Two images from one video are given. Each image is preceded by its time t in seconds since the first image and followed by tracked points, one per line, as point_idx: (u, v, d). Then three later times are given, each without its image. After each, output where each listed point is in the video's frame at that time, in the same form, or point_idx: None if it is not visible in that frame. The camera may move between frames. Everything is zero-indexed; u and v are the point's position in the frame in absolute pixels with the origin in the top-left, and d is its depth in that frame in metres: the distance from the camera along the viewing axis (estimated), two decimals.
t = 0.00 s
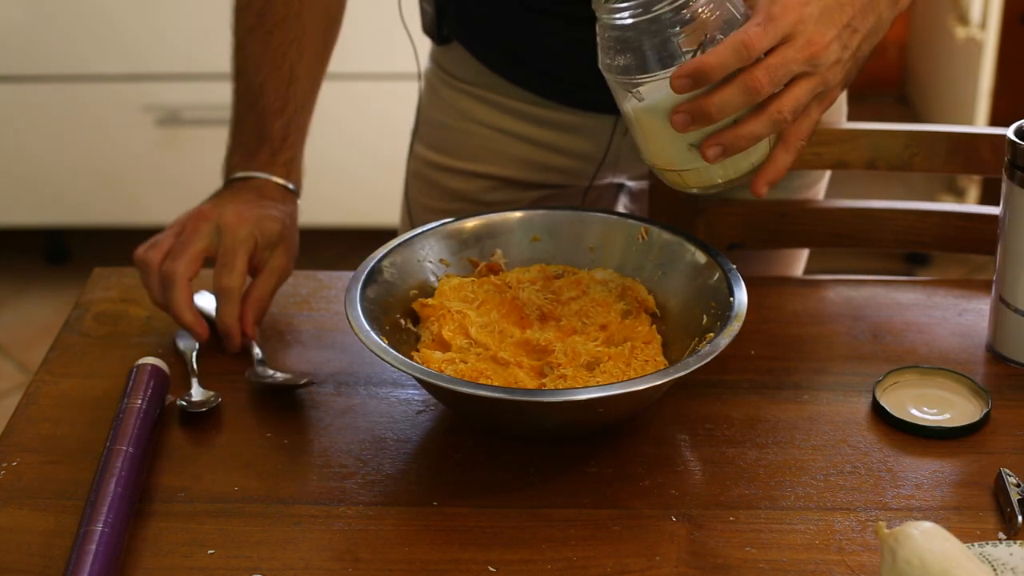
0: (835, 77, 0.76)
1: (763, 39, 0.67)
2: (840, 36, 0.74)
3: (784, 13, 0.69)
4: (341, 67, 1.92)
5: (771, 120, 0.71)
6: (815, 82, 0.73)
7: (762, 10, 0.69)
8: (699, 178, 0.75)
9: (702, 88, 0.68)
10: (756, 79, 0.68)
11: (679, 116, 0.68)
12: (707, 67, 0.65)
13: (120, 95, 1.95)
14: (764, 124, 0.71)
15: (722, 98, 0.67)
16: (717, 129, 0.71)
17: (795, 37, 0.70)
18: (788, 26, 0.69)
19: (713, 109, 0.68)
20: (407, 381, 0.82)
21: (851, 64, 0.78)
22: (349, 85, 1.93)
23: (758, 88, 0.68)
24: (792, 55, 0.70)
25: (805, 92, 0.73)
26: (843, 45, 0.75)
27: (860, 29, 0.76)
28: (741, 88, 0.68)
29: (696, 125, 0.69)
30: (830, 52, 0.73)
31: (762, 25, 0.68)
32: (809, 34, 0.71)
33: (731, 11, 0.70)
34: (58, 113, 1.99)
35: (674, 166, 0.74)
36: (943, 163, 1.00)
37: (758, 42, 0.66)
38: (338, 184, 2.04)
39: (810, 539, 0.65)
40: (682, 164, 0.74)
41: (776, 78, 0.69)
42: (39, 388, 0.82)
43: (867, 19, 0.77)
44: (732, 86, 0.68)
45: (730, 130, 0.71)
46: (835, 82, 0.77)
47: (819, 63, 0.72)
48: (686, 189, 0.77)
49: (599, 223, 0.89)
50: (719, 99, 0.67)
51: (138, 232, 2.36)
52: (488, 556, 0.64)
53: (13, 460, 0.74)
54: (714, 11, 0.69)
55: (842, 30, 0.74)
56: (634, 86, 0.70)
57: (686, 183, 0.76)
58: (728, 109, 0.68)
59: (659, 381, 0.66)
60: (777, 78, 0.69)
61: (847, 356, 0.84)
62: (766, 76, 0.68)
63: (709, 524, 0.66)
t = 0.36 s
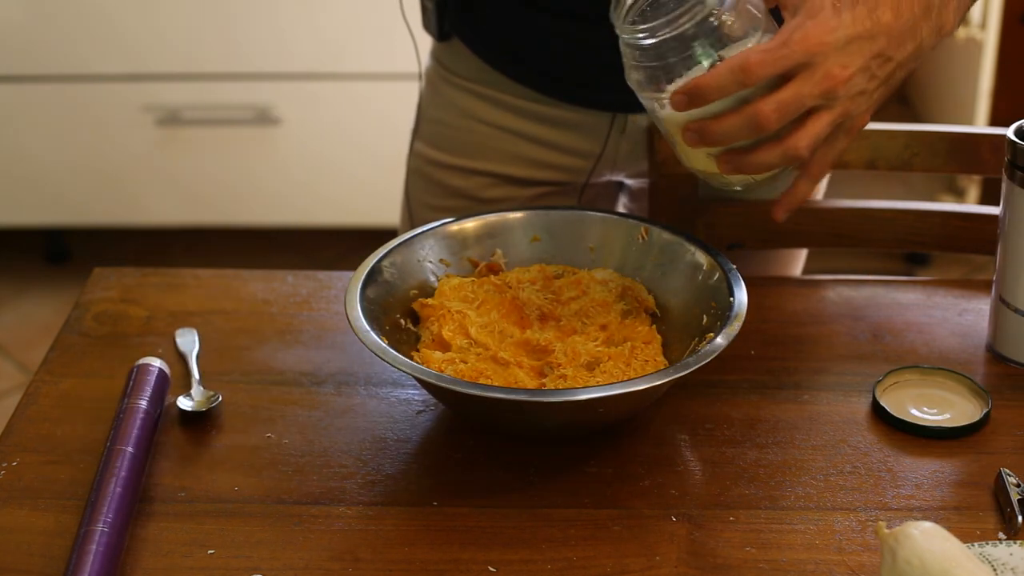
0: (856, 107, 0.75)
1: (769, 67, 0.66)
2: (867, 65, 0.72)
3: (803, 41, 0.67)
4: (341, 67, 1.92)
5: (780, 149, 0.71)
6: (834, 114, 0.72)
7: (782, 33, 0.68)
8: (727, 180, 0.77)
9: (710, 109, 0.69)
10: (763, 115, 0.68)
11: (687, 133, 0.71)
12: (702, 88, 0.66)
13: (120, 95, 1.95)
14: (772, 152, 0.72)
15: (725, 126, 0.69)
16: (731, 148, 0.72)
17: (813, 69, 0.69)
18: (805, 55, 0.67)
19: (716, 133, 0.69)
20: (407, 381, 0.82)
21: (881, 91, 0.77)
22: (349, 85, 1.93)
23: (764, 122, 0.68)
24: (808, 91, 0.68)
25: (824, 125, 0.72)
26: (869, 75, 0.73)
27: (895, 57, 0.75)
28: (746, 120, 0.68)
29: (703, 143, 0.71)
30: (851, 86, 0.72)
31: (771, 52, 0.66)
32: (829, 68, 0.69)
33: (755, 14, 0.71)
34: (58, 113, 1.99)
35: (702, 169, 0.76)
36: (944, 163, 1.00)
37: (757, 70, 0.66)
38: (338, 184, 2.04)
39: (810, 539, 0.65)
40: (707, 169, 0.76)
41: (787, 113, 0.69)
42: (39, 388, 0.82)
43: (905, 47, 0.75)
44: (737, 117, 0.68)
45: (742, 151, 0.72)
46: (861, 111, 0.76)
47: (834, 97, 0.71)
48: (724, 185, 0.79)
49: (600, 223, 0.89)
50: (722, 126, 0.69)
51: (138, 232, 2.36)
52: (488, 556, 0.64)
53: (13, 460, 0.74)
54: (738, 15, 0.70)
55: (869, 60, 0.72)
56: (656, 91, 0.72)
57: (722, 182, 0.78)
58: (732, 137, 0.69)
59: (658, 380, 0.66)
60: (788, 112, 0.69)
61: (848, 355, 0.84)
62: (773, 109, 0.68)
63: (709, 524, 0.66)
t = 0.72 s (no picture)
0: (853, 73, 0.73)
1: (759, 24, 0.64)
2: (867, 33, 0.71)
3: None
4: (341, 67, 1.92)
5: (769, 109, 0.69)
6: (829, 77, 0.71)
7: None
8: (723, 138, 0.75)
9: (699, 61, 0.67)
10: (752, 69, 0.66)
11: (676, 83, 0.68)
12: (691, 35, 0.64)
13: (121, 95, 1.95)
14: (762, 110, 0.69)
15: (714, 78, 0.67)
16: (722, 102, 0.70)
17: (808, 29, 0.67)
18: (801, 14, 0.65)
19: (704, 86, 0.67)
20: (407, 381, 0.82)
21: (879, 60, 0.75)
22: (349, 85, 1.93)
23: (753, 77, 0.66)
24: (800, 49, 0.67)
25: (816, 87, 0.70)
26: (868, 43, 0.71)
27: (897, 28, 0.73)
28: (735, 75, 0.66)
29: (691, 96, 0.69)
30: (846, 51, 0.70)
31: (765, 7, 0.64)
32: (824, 30, 0.67)
33: None
34: (58, 113, 1.99)
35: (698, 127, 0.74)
36: (944, 163, 1.00)
37: (748, 25, 0.64)
38: (338, 184, 2.04)
39: (810, 539, 0.65)
40: (701, 126, 0.74)
41: (778, 71, 0.67)
42: (39, 388, 0.82)
43: (907, 19, 0.74)
44: (726, 70, 0.66)
45: (733, 107, 0.70)
46: (858, 78, 0.74)
47: (828, 60, 0.69)
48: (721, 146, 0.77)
49: (600, 223, 0.89)
50: (711, 80, 0.67)
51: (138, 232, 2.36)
52: (488, 556, 0.64)
53: (13, 460, 0.74)
54: None
55: (869, 28, 0.71)
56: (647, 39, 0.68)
57: (718, 141, 0.75)
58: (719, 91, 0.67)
59: (658, 381, 0.66)
60: (779, 70, 0.67)
61: (847, 355, 0.84)
62: (763, 64, 0.66)
63: (709, 524, 0.66)
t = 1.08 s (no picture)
0: (849, 59, 0.73)
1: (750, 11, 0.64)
2: (862, 17, 0.71)
3: None
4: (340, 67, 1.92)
5: (768, 99, 0.69)
6: (825, 63, 0.71)
7: None
8: (724, 135, 0.74)
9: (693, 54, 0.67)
10: (748, 59, 0.66)
11: (674, 80, 0.68)
12: (684, 27, 0.64)
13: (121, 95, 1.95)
14: (759, 100, 0.69)
15: (710, 71, 0.66)
16: (721, 96, 0.70)
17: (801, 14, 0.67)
18: None
19: (700, 81, 0.67)
20: (407, 381, 0.82)
21: (875, 45, 0.75)
22: (349, 85, 1.93)
23: (749, 66, 0.66)
24: (794, 35, 0.67)
25: (812, 74, 0.70)
26: (862, 27, 0.72)
27: (891, 12, 0.74)
28: (731, 65, 0.66)
29: (689, 91, 0.68)
30: (842, 35, 0.70)
31: None
32: (818, 14, 0.67)
33: None
34: (58, 113, 1.99)
35: (697, 126, 0.74)
36: (943, 163, 1.00)
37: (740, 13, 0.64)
38: (338, 184, 2.04)
39: (810, 539, 0.65)
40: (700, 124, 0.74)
41: (773, 58, 0.67)
42: (39, 388, 0.82)
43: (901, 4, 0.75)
44: (722, 61, 0.66)
45: (732, 100, 0.70)
46: (854, 64, 0.74)
47: (824, 45, 0.69)
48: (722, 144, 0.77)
49: (600, 223, 0.89)
50: (707, 73, 0.66)
51: (138, 232, 2.36)
52: (488, 556, 0.64)
53: (13, 460, 0.74)
54: None
55: (863, 12, 0.71)
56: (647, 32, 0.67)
57: (721, 140, 0.75)
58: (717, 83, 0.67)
59: (658, 381, 0.66)
60: (774, 57, 0.67)
61: (847, 355, 0.84)
62: (758, 52, 0.66)
63: (709, 524, 0.66)
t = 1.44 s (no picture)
0: (839, 46, 0.73)
1: None
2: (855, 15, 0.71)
3: None
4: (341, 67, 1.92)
5: (767, 82, 0.67)
6: (816, 48, 0.71)
7: None
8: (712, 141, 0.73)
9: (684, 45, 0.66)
10: (739, 39, 0.65)
11: (665, 72, 0.66)
12: (674, 14, 0.63)
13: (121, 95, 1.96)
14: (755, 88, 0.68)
15: (703, 56, 0.65)
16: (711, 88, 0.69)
17: None
18: None
19: (694, 68, 0.65)
20: (407, 381, 0.82)
21: (862, 34, 0.76)
22: (349, 85, 1.93)
23: (742, 47, 0.65)
24: (784, 17, 0.67)
25: (803, 58, 0.70)
26: (849, 13, 0.73)
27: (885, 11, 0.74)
28: (723, 48, 0.65)
29: (683, 83, 0.67)
30: (830, 19, 0.71)
31: None
32: None
33: None
34: (58, 113, 1.99)
35: (684, 128, 0.72)
36: (944, 163, 1.00)
37: None
38: (338, 184, 2.04)
39: (810, 539, 0.65)
40: (688, 124, 0.72)
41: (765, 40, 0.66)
42: (39, 388, 0.82)
43: None
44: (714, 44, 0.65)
45: (725, 89, 0.68)
46: (841, 53, 0.74)
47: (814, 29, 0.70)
48: (711, 152, 0.74)
49: (600, 223, 0.89)
50: (700, 58, 0.65)
51: (138, 232, 2.36)
52: (488, 556, 0.64)
53: (13, 460, 0.74)
54: None
55: None
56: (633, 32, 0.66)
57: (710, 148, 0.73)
58: (711, 69, 0.65)
59: (658, 381, 0.66)
60: (766, 39, 0.66)
61: (847, 356, 0.84)
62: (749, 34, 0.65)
63: (709, 524, 0.66)
